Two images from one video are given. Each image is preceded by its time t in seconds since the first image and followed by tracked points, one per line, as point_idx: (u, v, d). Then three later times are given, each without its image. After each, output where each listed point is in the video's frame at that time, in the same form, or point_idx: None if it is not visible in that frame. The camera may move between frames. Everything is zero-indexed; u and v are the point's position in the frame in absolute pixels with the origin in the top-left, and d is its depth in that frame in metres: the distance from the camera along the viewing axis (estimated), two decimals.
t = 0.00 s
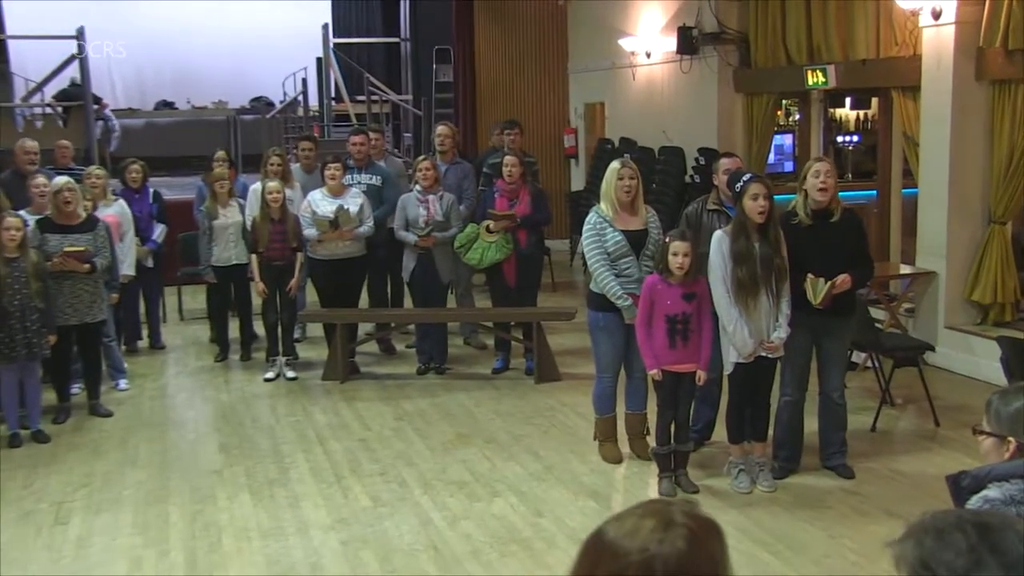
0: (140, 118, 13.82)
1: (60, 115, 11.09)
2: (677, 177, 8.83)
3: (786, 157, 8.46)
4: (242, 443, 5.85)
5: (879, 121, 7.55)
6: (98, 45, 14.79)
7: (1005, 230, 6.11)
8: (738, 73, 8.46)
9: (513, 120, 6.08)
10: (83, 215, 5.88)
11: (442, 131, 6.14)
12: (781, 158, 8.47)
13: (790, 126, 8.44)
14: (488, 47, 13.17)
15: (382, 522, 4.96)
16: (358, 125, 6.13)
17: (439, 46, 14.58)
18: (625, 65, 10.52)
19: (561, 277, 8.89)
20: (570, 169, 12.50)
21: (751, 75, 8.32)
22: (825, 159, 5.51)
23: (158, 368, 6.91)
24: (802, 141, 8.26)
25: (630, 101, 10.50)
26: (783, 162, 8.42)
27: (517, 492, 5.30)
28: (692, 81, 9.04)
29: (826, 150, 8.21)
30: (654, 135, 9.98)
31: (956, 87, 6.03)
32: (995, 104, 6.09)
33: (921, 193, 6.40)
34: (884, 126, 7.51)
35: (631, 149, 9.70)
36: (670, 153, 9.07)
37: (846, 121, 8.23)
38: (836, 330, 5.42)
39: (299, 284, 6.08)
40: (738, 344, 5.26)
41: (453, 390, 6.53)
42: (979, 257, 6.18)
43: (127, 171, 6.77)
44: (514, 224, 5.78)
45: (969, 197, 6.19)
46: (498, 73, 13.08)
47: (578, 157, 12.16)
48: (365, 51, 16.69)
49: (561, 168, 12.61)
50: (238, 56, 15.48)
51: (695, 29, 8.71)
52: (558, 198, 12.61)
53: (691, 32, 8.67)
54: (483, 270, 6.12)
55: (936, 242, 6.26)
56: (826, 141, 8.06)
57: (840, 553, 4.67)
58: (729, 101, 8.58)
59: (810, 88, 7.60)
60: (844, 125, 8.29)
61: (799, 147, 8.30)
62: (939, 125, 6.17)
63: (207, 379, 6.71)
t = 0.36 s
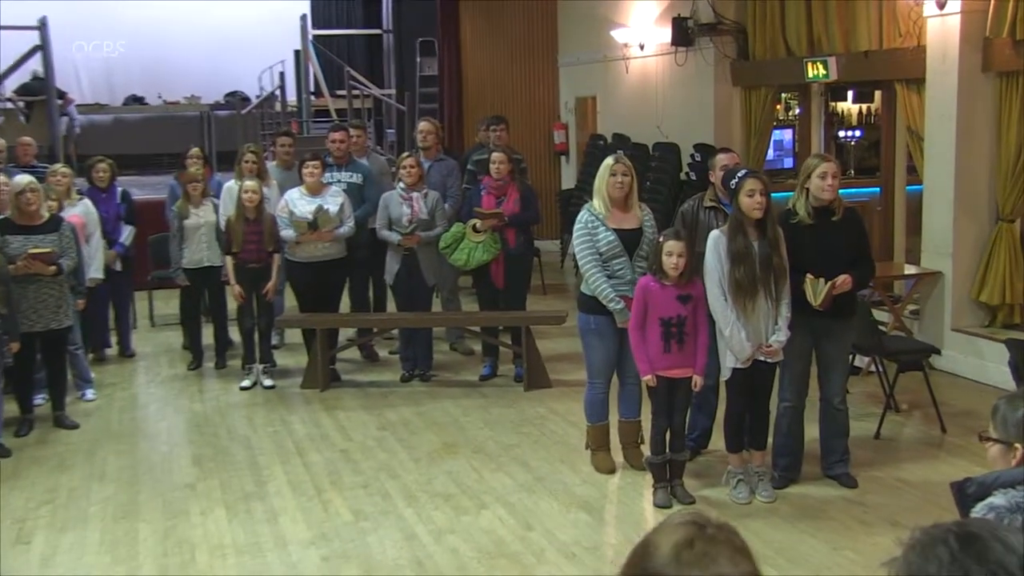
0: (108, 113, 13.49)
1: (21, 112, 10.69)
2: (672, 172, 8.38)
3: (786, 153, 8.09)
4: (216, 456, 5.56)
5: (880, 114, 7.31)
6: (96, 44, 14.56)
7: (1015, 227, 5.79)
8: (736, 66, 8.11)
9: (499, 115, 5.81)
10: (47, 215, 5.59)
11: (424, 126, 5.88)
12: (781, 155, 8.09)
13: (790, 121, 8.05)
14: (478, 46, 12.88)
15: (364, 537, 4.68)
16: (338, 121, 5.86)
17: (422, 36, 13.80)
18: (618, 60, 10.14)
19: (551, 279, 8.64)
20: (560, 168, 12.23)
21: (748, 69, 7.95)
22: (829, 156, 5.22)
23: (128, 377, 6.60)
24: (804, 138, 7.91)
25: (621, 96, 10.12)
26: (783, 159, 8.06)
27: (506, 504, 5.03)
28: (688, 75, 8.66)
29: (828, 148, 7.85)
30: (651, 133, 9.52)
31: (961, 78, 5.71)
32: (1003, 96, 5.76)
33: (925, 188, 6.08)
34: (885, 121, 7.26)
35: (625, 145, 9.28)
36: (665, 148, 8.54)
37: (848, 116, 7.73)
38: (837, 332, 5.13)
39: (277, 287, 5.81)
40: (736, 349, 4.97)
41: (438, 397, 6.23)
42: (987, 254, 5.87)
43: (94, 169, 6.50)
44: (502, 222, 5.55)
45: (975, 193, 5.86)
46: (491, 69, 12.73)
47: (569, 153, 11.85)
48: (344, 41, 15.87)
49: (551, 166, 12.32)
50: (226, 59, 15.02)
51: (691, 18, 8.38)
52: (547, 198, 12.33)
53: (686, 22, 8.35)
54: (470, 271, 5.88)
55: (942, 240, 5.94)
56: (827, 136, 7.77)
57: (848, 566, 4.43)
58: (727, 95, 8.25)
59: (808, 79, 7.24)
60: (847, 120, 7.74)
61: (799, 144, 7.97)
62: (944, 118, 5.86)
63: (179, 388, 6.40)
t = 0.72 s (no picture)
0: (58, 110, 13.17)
1: None
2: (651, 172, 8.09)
3: (771, 150, 7.72)
4: (176, 471, 5.27)
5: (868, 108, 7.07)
6: (96, 45, 14.20)
7: (1007, 225, 5.62)
8: (717, 59, 7.76)
9: (470, 111, 5.58)
10: None
11: (392, 123, 5.63)
12: (766, 151, 7.72)
13: (775, 116, 7.66)
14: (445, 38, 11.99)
15: (334, 554, 4.42)
16: (303, 119, 5.59)
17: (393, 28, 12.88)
18: (595, 53, 9.85)
19: (527, 283, 8.39)
20: (535, 166, 11.98)
21: (731, 61, 7.61)
22: (812, 152, 4.88)
23: (82, 390, 6.28)
24: (789, 134, 7.60)
25: (600, 90, 9.81)
26: (770, 157, 7.74)
27: (481, 518, 4.77)
28: (670, 69, 8.27)
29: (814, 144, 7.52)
30: (630, 128, 9.20)
31: (951, 71, 5.54)
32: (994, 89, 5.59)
33: (915, 186, 5.89)
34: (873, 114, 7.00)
35: (603, 140, 9.01)
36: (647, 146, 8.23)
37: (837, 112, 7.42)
38: (820, 334, 4.78)
39: (238, 294, 5.54)
40: (718, 354, 4.64)
41: (409, 406, 5.95)
42: (979, 254, 5.68)
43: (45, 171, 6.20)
44: (474, 223, 5.34)
45: (969, 190, 5.68)
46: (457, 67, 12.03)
47: (546, 150, 11.66)
48: (311, 35, 14.51)
49: (526, 165, 12.03)
50: (191, 60, 14.46)
51: (671, 9, 8.00)
52: (524, 194, 12.08)
53: (667, 13, 7.96)
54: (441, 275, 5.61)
55: (933, 239, 5.75)
56: (814, 131, 7.45)
57: None
58: (709, 88, 7.88)
59: (794, 72, 6.99)
60: (834, 115, 7.41)
61: (785, 141, 7.64)
62: (934, 112, 5.67)
63: (137, 401, 6.10)
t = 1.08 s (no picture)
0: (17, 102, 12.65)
1: None
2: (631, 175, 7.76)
3: (756, 148, 7.60)
4: (133, 487, 5.00)
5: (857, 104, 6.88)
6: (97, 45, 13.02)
7: (1000, 226, 5.43)
8: (698, 53, 7.58)
9: (440, 109, 5.35)
10: None
11: (357, 121, 5.39)
12: (750, 149, 7.61)
13: (759, 113, 7.51)
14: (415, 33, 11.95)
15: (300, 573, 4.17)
16: (266, 117, 5.34)
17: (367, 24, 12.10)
18: (570, 48, 9.57)
19: (503, 289, 8.14)
20: (512, 166, 11.20)
21: (714, 57, 7.43)
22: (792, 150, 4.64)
23: (32, 404, 5.99)
24: (773, 128, 7.44)
25: (576, 87, 9.54)
26: (754, 154, 7.60)
27: (454, 534, 4.53)
28: (650, 65, 8.07)
29: (799, 139, 7.38)
30: (608, 126, 8.96)
31: (941, 67, 5.37)
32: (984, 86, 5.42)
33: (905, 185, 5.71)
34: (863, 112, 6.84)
35: (580, 139, 8.75)
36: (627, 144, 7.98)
37: (822, 108, 7.22)
38: (804, 342, 4.51)
39: (198, 301, 5.29)
40: (699, 360, 4.38)
41: (379, 418, 5.69)
42: (971, 256, 5.51)
43: None
44: (447, 227, 5.11)
45: (959, 190, 5.51)
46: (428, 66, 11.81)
47: (521, 151, 10.90)
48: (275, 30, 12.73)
49: (501, 166, 11.26)
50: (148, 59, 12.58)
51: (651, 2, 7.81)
52: (498, 193, 11.25)
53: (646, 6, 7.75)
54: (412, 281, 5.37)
55: (924, 240, 5.56)
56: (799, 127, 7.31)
57: None
58: (691, 85, 7.69)
59: (778, 66, 6.76)
60: (821, 112, 7.23)
61: (771, 136, 7.46)
62: (924, 109, 5.49)
63: (92, 414, 5.82)
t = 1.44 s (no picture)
0: None
1: None
2: (620, 176, 7.52)
3: (749, 147, 7.42)
4: (97, 505, 4.74)
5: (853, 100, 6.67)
6: (97, 45, 12.33)
7: (1003, 228, 5.25)
8: (689, 49, 7.38)
9: (421, 107, 5.12)
10: None
11: (327, 121, 5.16)
12: (743, 149, 7.42)
13: (753, 111, 7.36)
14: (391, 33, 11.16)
15: None
16: (237, 116, 5.10)
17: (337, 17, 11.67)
18: (555, 43, 9.31)
19: (485, 295, 7.91)
20: (494, 165, 11.02)
21: (705, 53, 7.23)
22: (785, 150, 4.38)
23: None
24: (767, 125, 7.24)
25: (561, 84, 9.29)
26: (746, 153, 7.42)
27: (435, 552, 4.29)
28: (639, 60, 7.87)
29: (795, 138, 7.22)
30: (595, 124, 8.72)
31: (941, 65, 5.17)
32: (986, 83, 5.23)
33: (904, 186, 5.52)
34: (859, 109, 6.60)
35: (566, 138, 8.50)
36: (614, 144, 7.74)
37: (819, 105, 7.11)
38: (803, 349, 4.29)
39: (166, 309, 5.06)
40: (689, 368, 4.13)
41: (357, 431, 5.45)
42: (974, 258, 5.32)
43: None
44: (427, 231, 4.87)
45: (961, 191, 5.31)
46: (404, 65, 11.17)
47: (504, 151, 10.70)
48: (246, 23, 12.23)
49: (483, 164, 11.07)
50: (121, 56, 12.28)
51: None
52: (480, 195, 11.08)
53: None
54: (392, 289, 5.14)
55: (925, 243, 5.36)
56: (795, 125, 7.15)
57: None
58: (682, 82, 7.51)
59: (771, 61, 6.55)
60: (817, 109, 7.10)
61: (765, 134, 7.28)
62: (923, 109, 5.30)
63: (55, 429, 5.55)
